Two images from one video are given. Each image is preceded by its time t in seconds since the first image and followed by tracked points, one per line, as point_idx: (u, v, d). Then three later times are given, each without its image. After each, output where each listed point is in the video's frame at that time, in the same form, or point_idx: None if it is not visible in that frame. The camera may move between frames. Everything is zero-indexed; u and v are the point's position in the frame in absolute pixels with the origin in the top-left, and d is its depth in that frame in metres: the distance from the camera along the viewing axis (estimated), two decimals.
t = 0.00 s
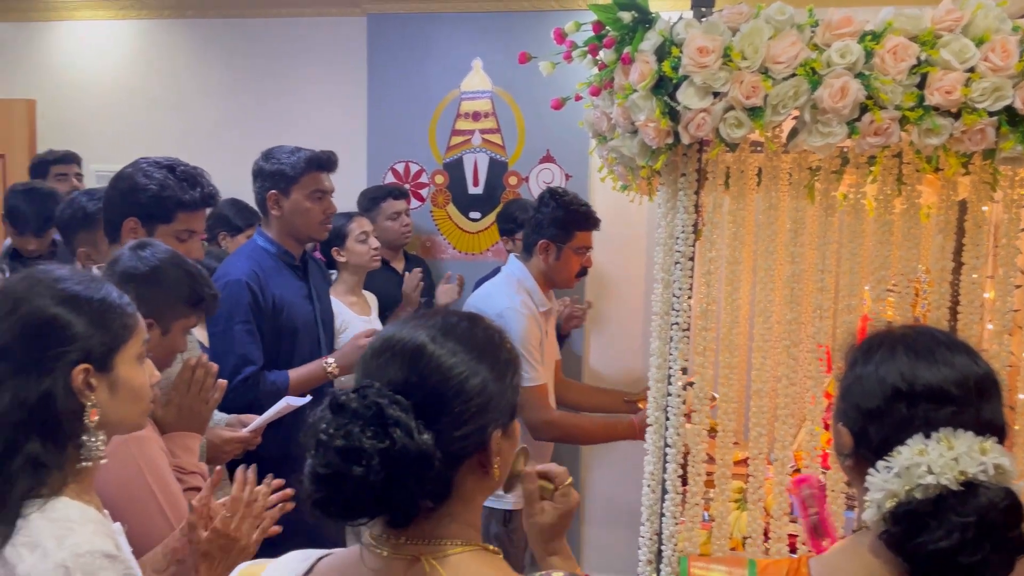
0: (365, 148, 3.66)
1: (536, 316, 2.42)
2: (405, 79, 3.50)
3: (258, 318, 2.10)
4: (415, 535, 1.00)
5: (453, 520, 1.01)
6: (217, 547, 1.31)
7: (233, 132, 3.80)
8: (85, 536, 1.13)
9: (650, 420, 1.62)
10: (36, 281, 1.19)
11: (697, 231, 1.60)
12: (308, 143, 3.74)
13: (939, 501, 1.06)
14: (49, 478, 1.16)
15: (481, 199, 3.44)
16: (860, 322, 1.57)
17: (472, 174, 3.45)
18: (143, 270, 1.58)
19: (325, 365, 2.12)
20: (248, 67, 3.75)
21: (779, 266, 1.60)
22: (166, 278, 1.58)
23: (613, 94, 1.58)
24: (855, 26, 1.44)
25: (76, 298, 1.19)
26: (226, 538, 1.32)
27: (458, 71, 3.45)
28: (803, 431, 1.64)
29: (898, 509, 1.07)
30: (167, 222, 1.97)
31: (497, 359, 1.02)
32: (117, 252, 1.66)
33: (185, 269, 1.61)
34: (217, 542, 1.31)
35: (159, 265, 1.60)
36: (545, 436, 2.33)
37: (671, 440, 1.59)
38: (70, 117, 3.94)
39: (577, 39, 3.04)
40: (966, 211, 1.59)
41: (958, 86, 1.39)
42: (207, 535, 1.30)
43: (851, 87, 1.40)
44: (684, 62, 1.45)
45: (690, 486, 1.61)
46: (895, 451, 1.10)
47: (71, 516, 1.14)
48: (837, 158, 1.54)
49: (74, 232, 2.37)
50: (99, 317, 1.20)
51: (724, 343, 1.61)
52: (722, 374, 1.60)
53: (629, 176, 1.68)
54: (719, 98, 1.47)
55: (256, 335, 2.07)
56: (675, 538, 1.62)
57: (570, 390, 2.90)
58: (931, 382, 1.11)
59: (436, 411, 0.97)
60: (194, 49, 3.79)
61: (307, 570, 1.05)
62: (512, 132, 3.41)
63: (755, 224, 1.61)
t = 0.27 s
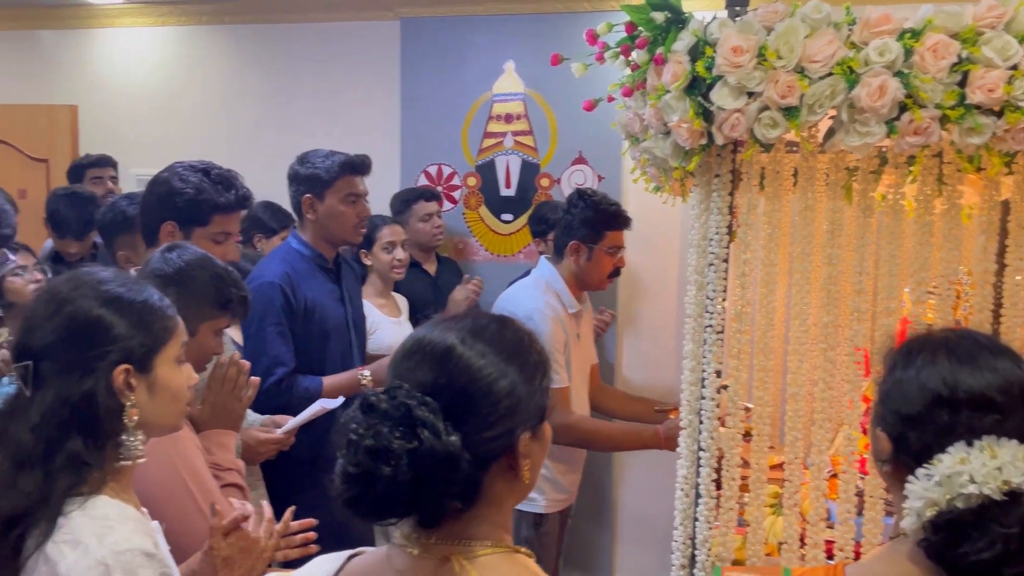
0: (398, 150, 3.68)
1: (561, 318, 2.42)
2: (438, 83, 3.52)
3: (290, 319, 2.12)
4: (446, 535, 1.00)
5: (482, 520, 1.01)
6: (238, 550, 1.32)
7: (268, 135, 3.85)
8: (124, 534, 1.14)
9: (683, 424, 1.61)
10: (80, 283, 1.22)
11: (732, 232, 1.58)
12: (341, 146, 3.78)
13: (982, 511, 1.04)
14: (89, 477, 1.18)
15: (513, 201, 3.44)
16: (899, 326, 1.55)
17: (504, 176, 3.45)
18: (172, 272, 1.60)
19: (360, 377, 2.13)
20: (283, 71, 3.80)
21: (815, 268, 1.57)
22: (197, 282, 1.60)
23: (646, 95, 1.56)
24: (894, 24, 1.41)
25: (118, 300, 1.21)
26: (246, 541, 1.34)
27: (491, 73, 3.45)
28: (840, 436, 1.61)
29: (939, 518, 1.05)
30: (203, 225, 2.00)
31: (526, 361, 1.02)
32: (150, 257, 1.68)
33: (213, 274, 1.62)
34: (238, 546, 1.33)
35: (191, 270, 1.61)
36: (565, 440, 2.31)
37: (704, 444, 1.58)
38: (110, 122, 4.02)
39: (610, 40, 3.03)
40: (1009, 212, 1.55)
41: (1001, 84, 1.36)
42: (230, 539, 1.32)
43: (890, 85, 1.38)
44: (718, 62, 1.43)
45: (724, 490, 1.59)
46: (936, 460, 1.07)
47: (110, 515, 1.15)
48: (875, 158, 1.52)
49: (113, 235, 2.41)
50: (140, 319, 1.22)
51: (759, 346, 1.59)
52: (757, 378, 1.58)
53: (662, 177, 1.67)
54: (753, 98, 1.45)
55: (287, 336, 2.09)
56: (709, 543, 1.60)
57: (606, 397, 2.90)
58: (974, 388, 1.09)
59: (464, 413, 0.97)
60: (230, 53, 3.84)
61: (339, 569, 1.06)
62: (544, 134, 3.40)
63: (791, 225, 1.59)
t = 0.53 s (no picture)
0: (432, 153, 3.70)
1: (592, 319, 2.41)
2: (472, 86, 3.54)
3: (325, 320, 2.14)
4: (480, 535, 1.00)
5: (516, 521, 1.00)
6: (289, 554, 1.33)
7: (303, 139, 3.89)
8: (162, 536, 1.16)
9: (718, 429, 1.59)
10: (122, 286, 1.24)
11: (768, 234, 1.56)
12: (375, 149, 3.80)
13: None
14: (128, 476, 1.19)
15: (546, 203, 3.43)
16: (941, 329, 1.51)
17: (537, 178, 3.44)
18: (202, 274, 1.63)
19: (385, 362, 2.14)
20: (318, 75, 3.84)
21: (855, 270, 1.54)
22: (229, 284, 1.61)
23: (680, 96, 1.55)
24: (935, 21, 1.38)
25: (158, 302, 1.23)
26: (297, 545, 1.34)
27: (524, 75, 3.45)
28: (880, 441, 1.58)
29: (988, 528, 1.02)
30: (236, 224, 2.03)
31: (556, 361, 1.01)
32: (183, 260, 1.71)
33: (244, 275, 1.64)
34: (289, 550, 1.33)
35: (224, 271, 1.63)
36: (590, 442, 2.29)
37: (741, 449, 1.56)
38: (149, 127, 4.09)
39: (643, 41, 3.01)
40: None
41: None
42: (281, 541, 1.32)
43: (931, 83, 1.35)
44: (754, 61, 1.41)
45: (760, 496, 1.57)
46: (983, 468, 1.05)
47: (147, 515, 1.17)
48: (916, 158, 1.48)
49: (150, 238, 2.45)
50: (179, 321, 1.24)
51: (797, 350, 1.56)
52: (795, 382, 1.56)
53: (696, 179, 1.65)
54: (790, 98, 1.43)
55: (322, 336, 2.11)
56: (744, 550, 1.57)
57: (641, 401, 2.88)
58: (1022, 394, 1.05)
59: (496, 416, 0.97)
60: (267, 59, 3.89)
61: (373, 569, 1.06)
62: (577, 135, 3.39)
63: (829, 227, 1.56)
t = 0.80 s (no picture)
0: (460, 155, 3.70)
1: (619, 319, 2.39)
2: (500, 87, 3.54)
3: (356, 323, 2.15)
4: (497, 543, 0.99)
5: (528, 530, 1.00)
6: (304, 546, 1.33)
7: (333, 141, 3.93)
8: (195, 533, 1.16)
9: (749, 432, 1.58)
10: (156, 286, 1.26)
11: (800, 234, 1.54)
12: (403, 151, 3.82)
13: None
14: (160, 475, 1.21)
15: (574, 204, 3.42)
16: (979, 331, 1.48)
17: (565, 179, 3.43)
18: (236, 274, 1.65)
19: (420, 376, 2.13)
20: (347, 78, 3.87)
21: (889, 271, 1.52)
22: (263, 286, 1.63)
23: (710, 95, 1.54)
24: (972, 17, 1.35)
25: (191, 303, 1.25)
26: (310, 536, 1.34)
27: (552, 76, 3.45)
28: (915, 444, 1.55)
29: None
30: (261, 223, 2.05)
31: (575, 364, 1.00)
32: (217, 262, 1.73)
33: (275, 275, 1.66)
34: (303, 542, 1.34)
35: (258, 273, 1.65)
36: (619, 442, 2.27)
37: (771, 452, 1.54)
38: (182, 131, 4.15)
39: (673, 40, 2.99)
40: None
41: None
42: (294, 535, 1.33)
43: (968, 80, 1.32)
44: (785, 59, 1.39)
45: (792, 500, 1.55)
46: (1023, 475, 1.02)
47: (181, 514, 1.18)
48: (952, 157, 1.45)
49: (181, 240, 2.48)
50: (212, 322, 1.25)
51: (829, 352, 1.54)
52: (827, 385, 1.54)
53: (726, 179, 1.63)
54: (823, 96, 1.41)
55: (353, 338, 2.13)
56: (776, 554, 1.56)
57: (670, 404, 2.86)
58: None
59: (507, 418, 0.96)
60: (298, 62, 3.93)
61: (398, 570, 1.04)
62: (605, 136, 3.38)
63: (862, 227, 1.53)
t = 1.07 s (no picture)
0: (489, 157, 3.71)
1: (650, 323, 2.37)
2: (529, 89, 3.53)
3: (385, 324, 2.16)
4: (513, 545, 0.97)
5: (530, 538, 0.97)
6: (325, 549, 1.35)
7: (363, 145, 3.95)
8: (229, 532, 1.17)
9: (782, 437, 1.56)
10: (192, 290, 1.28)
11: (834, 238, 1.52)
12: (433, 154, 3.83)
13: None
14: (196, 475, 1.22)
15: (605, 206, 3.41)
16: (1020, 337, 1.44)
17: (595, 182, 3.42)
18: (266, 277, 1.66)
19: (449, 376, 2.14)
20: (378, 82, 3.89)
21: (926, 275, 1.49)
22: (292, 290, 1.64)
23: (742, 96, 1.52)
24: (1013, 16, 1.32)
25: (226, 306, 1.26)
26: (331, 540, 1.36)
27: (582, 78, 3.44)
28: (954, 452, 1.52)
29: None
30: (289, 226, 2.07)
31: (594, 373, 0.96)
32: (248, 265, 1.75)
33: (305, 278, 1.67)
34: (324, 545, 1.35)
35: (288, 275, 1.67)
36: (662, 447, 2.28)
37: (805, 459, 1.52)
38: (216, 135, 4.21)
39: (705, 41, 2.97)
40: None
41: None
42: (314, 540, 1.34)
43: (1009, 80, 1.29)
44: (819, 59, 1.37)
45: (826, 508, 1.52)
46: None
47: (215, 513, 1.19)
48: (992, 158, 1.42)
49: (211, 243, 2.51)
50: (246, 326, 1.26)
51: (865, 357, 1.51)
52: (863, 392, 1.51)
53: (759, 181, 1.61)
54: (858, 97, 1.38)
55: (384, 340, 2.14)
56: (809, 563, 1.53)
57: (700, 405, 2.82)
58: None
59: (510, 416, 0.96)
60: (329, 67, 3.97)
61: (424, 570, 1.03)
62: (636, 138, 3.36)
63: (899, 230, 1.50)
